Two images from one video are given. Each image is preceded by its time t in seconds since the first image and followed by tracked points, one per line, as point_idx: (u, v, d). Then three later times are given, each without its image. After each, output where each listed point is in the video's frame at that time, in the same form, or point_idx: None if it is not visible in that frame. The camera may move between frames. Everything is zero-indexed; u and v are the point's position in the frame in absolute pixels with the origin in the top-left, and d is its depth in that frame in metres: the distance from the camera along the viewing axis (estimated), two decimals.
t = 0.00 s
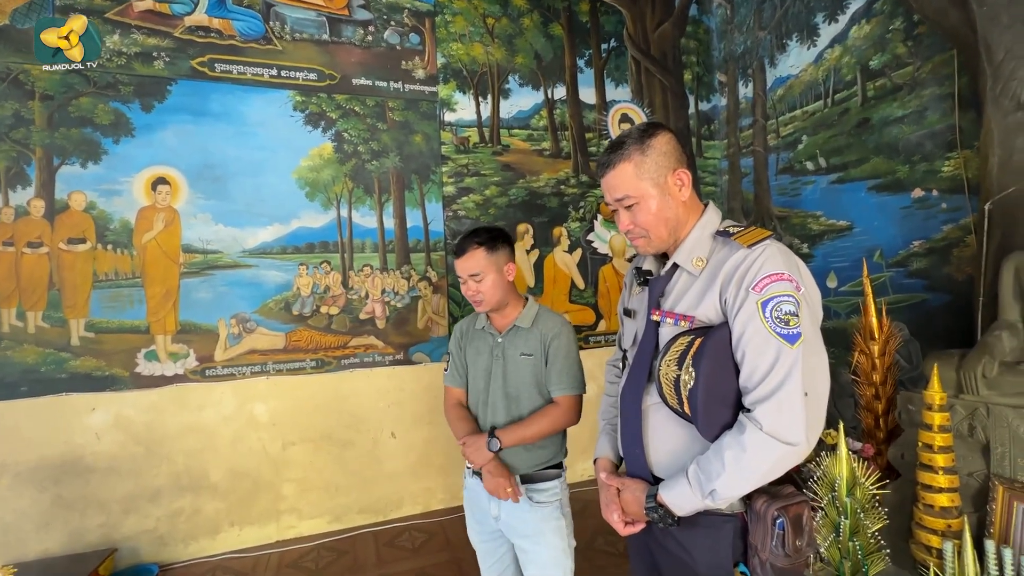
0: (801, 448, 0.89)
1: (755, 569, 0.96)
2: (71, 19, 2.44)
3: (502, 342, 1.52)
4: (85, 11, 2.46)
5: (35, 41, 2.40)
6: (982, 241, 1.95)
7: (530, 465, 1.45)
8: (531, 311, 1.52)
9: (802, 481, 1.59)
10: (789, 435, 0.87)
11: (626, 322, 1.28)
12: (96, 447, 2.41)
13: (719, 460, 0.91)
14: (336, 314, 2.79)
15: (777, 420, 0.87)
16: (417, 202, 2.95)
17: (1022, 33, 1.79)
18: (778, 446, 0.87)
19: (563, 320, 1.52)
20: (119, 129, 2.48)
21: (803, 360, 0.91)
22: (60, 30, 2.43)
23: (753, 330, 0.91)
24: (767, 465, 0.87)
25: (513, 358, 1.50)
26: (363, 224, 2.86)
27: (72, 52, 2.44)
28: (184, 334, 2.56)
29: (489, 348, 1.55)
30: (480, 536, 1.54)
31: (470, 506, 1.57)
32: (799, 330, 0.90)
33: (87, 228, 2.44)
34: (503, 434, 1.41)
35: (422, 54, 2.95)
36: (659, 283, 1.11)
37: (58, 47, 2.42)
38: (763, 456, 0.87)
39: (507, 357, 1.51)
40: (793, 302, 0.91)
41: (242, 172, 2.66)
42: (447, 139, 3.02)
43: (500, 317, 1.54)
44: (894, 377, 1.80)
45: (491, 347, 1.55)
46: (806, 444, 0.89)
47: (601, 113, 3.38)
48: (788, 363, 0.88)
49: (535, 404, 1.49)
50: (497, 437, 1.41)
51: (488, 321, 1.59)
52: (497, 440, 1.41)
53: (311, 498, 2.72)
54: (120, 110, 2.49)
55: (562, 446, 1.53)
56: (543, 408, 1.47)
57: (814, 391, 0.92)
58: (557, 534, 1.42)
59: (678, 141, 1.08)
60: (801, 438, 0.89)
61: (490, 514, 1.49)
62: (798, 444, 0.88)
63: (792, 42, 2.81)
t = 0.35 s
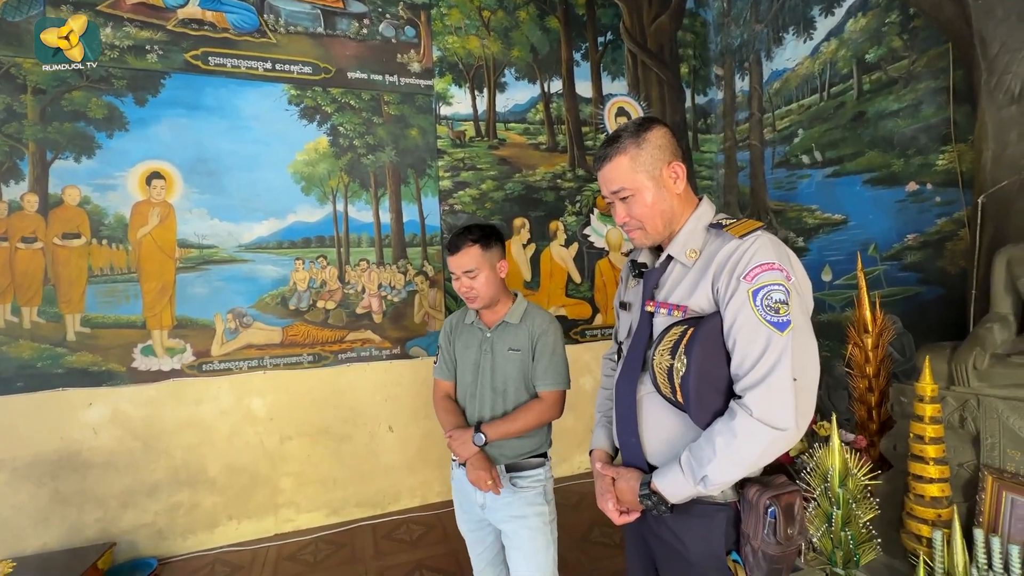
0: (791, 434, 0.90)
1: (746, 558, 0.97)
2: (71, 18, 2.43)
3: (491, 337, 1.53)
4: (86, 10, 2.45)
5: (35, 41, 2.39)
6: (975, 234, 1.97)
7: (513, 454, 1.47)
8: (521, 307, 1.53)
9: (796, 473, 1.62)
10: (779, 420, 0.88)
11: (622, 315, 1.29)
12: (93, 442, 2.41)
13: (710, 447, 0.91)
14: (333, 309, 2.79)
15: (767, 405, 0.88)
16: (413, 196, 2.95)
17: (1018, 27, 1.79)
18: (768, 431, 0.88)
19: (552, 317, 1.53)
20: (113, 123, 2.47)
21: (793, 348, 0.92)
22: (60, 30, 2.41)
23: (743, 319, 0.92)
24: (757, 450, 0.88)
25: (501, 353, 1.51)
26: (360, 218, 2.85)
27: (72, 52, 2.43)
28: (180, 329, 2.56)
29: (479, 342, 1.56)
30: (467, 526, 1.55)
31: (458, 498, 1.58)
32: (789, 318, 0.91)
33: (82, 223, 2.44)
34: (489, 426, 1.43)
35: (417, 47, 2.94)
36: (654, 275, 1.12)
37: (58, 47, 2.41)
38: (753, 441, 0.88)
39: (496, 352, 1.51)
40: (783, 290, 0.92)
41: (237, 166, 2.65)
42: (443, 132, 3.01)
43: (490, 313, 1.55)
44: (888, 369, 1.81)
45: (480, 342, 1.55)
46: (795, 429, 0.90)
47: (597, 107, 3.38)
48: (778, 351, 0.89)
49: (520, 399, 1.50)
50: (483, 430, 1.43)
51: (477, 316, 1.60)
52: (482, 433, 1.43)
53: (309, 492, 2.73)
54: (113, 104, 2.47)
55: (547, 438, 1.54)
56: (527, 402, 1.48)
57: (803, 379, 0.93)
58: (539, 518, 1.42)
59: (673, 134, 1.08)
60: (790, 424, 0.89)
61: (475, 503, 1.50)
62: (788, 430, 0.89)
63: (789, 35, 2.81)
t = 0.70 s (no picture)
0: (781, 404, 0.91)
1: (740, 529, 0.95)
2: (71, 18, 2.41)
3: (495, 318, 1.53)
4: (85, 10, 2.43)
5: (35, 41, 2.38)
6: (971, 219, 1.98)
7: (516, 439, 1.48)
8: (526, 289, 1.53)
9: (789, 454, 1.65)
10: (769, 391, 0.89)
11: (617, 295, 1.29)
12: (94, 426, 2.43)
13: (702, 419, 0.92)
14: (331, 295, 2.80)
15: (757, 377, 0.89)
16: (410, 181, 2.94)
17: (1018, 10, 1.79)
18: (758, 402, 0.89)
19: (556, 299, 1.53)
20: (107, 107, 2.45)
21: (784, 321, 0.93)
22: (60, 30, 2.40)
23: (734, 293, 0.93)
24: (747, 421, 0.89)
25: (505, 335, 1.51)
26: (357, 204, 2.85)
27: (72, 52, 2.41)
28: (178, 314, 2.57)
29: (482, 324, 1.56)
30: (470, 509, 1.56)
31: (460, 481, 1.59)
32: (779, 291, 0.92)
33: (78, 208, 2.43)
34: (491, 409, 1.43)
35: (414, 30, 2.91)
36: (648, 254, 1.12)
37: (58, 47, 2.39)
38: (743, 412, 0.89)
39: (500, 333, 1.52)
40: (773, 264, 0.93)
41: (233, 150, 2.64)
42: (440, 117, 2.99)
43: (495, 294, 1.55)
44: (881, 353, 1.82)
45: (483, 323, 1.56)
46: (786, 400, 0.91)
47: (596, 92, 3.36)
48: (768, 323, 0.90)
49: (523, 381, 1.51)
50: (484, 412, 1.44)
51: (482, 298, 1.60)
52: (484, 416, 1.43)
53: (309, 475, 2.76)
54: (107, 88, 2.45)
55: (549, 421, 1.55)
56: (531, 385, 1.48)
57: (793, 351, 0.94)
58: (544, 505, 1.43)
59: (665, 113, 1.09)
60: (781, 395, 0.90)
61: (478, 487, 1.51)
62: (778, 400, 0.90)
63: (789, 19, 2.78)
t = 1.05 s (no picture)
0: (777, 388, 0.92)
1: (733, 510, 0.96)
2: (71, 18, 2.39)
3: (507, 305, 1.51)
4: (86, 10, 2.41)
5: (35, 41, 2.37)
6: (968, 208, 1.99)
7: (528, 428, 1.44)
8: (540, 276, 1.49)
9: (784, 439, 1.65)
10: (766, 375, 0.90)
11: (615, 282, 1.29)
12: (94, 412, 2.44)
13: (699, 402, 0.93)
14: (329, 283, 2.80)
15: (755, 362, 0.90)
16: (409, 169, 2.93)
17: None
18: (755, 386, 0.90)
19: (571, 287, 1.49)
20: (103, 93, 2.44)
21: (781, 307, 0.94)
22: (60, 30, 2.38)
23: (733, 279, 0.94)
24: (744, 404, 0.90)
25: (517, 323, 1.49)
26: (355, 192, 2.85)
27: (72, 52, 2.40)
28: (177, 301, 2.57)
29: (495, 310, 1.54)
30: (481, 495, 1.52)
31: (472, 466, 1.56)
32: (777, 277, 0.92)
33: (75, 194, 2.42)
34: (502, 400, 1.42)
35: (412, 16, 2.89)
36: (647, 241, 1.13)
37: (58, 47, 2.38)
38: (741, 396, 0.90)
39: (512, 321, 1.49)
40: (772, 251, 0.93)
41: (230, 137, 2.63)
42: (439, 105, 2.98)
43: (508, 280, 1.52)
44: (877, 342, 1.83)
45: (496, 309, 1.54)
46: (781, 384, 0.92)
47: (596, 80, 3.34)
48: (766, 309, 0.91)
49: (535, 370, 1.48)
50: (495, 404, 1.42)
51: (495, 283, 1.58)
52: (495, 408, 1.42)
53: (309, 461, 2.78)
54: (103, 73, 2.44)
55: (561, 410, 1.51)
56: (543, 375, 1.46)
57: (790, 336, 0.95)
58: (555, 493, 1.39)
59: (665, 100, 1.09)
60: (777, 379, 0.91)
61: (489, 474, 1.48)
62: (774, 385, 0.91)
63: (790, 6, 2.76)
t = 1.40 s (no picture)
0: (774, 373, 0.94)
1: (728, 488, 0.99)
2: (71, 18, 2.38)
3: (519, 292, 1.52)
4: (85, 9, 2.40)
5: (35, 42, 2.36)
6: (965, 199, 2.00)
7: (539, 415, 1.45)
8: (552, 262, 1.49)
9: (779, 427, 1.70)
10: (765, 360, 0.92)
11: (615, 268, 1.31)
12: (97, 395, 2.47)
13: (699, 386, 0.95)
14: (330, 269, 2.82)
15: (754, 347, 0.92)
16: (409, 156, 2.93)
17: None
18: (754, 371, 0.92)
19: (583, 275, 1.48)
20: (101, 77, 2.43)
21: (781, 295, 0.96)
22: (60, 30, 2.38)
23: (735, 266, 0.95)
24: (743, 388, 0.92)
25: (527, 310, 1.49)
26: (355, 178, 2.85)
27: (72, 52, 2.39)
28: (179, 287, 2.59)
29: (507, 297, 1.56)
30: (491, 478, 1.53)
31: (487, 449, 1.56)
32: (778, 266, 0.94)
33: (75, 179, 2.43)
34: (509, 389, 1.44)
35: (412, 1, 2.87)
36: (649, 228, 1.14)
37: (58, 47, 2.38)
38: (740, 380, 0.92)
39: (523, 308, 1.50)
40: (773, 240, 0.95)
41: (230, 123, 2.63)
42: (439, 91, 2.97)
43: (522, 266, 1.53)
44: (872, 331, 1.85)
45: (509, 296, 1.55)
46: (779, 369, 0.94)
47: (596, 67, 3.33)
48: (767, 297, 0.93)
49: (546, 359, 1.49)
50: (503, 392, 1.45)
51: (509, 270, 1.59)
52: (503, 396, 1.45)
53: (311, 445, 2.82)
54: (101, 57, 2.43)
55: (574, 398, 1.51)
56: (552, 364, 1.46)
57: (789, 323, 0.97)
58: (566, 480, 1.40)
59: (669, 89, 1.09)
60: (775, 364, 0.93)
61: (502, 457, 1.50)
62: (773, 369, 0.93)
63: None
